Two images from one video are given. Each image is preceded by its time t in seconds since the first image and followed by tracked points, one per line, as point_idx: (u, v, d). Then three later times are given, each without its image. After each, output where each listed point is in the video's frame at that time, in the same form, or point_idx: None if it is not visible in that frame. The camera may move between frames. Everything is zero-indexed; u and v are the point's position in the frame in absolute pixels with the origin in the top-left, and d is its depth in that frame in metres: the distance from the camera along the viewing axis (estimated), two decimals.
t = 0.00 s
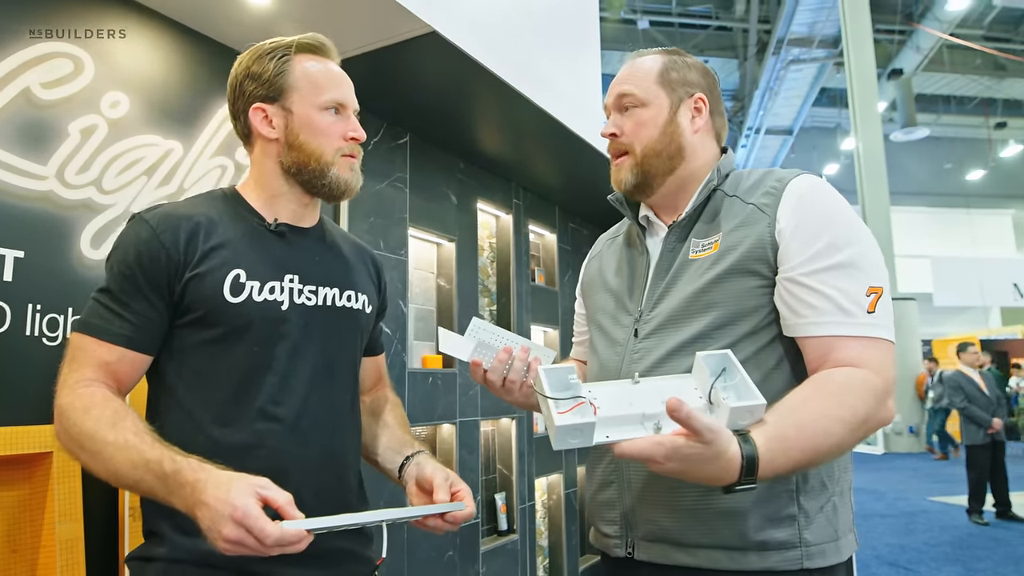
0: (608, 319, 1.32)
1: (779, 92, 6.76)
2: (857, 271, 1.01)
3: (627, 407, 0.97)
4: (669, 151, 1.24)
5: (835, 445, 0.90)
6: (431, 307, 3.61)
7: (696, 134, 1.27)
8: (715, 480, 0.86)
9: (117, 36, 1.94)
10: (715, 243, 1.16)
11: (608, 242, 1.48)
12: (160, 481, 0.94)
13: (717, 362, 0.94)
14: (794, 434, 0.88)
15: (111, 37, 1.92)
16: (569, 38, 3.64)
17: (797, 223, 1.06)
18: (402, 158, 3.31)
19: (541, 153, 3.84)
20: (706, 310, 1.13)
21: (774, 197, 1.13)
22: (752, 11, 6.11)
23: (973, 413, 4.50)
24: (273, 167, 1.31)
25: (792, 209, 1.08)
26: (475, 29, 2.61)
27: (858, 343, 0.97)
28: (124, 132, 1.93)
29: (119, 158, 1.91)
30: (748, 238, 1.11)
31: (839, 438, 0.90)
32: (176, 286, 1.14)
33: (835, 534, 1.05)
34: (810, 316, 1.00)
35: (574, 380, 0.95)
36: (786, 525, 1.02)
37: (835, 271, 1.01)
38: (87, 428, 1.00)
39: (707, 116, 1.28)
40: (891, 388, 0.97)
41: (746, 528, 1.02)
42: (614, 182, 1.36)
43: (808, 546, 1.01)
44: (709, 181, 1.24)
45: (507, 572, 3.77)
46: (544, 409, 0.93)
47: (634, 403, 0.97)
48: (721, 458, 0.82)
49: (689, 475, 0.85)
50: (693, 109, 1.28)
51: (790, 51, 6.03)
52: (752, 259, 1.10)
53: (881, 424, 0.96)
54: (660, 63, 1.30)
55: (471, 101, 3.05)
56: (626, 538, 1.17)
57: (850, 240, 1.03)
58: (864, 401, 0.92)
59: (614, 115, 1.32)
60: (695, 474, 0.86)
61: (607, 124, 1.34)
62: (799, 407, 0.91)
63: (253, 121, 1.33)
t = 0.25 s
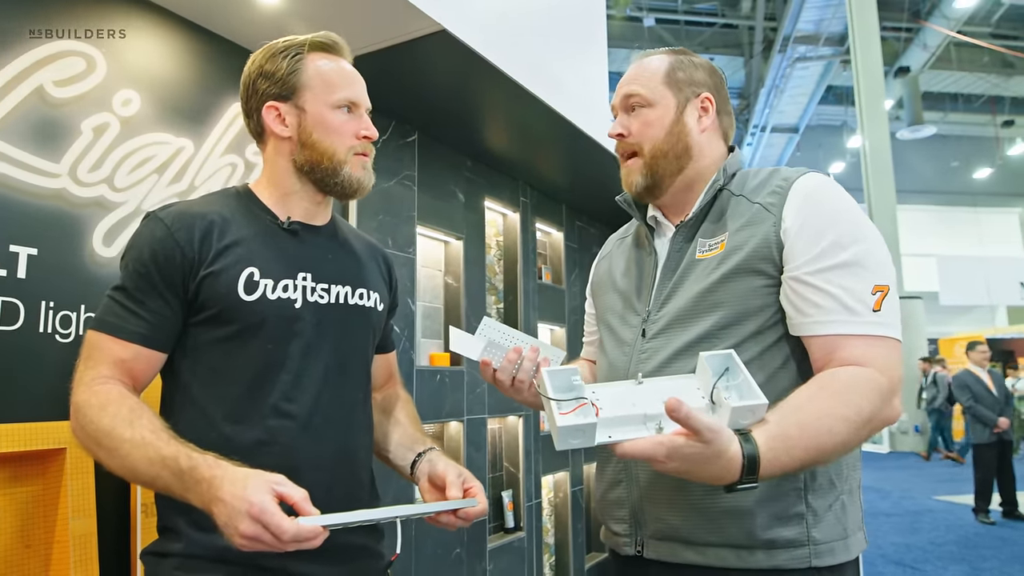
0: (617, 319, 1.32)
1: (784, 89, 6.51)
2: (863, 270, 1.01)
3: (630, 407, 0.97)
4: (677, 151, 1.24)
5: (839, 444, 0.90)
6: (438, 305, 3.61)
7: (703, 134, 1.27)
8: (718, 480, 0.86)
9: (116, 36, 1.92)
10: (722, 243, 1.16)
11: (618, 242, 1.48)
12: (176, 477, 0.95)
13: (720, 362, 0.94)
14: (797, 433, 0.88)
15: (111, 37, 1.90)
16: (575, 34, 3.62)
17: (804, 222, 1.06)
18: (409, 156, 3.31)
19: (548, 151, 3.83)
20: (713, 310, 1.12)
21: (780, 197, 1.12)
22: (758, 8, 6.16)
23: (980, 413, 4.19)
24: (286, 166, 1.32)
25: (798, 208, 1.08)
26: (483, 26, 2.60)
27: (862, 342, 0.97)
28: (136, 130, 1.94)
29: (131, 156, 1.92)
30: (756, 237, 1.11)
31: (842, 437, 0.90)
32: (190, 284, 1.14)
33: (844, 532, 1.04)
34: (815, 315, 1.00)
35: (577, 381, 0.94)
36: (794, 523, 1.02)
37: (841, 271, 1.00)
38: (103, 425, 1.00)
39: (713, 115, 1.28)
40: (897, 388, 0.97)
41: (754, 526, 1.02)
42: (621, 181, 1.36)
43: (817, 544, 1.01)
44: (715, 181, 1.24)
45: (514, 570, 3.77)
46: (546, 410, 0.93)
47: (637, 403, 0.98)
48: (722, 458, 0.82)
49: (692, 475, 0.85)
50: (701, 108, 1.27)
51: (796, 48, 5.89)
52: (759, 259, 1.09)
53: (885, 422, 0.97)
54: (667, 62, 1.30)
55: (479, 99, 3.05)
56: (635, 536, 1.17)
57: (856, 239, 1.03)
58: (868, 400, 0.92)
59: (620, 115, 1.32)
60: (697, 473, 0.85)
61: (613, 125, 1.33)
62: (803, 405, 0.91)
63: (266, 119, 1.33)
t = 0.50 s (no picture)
0: (625, 320, 1.31)
1: (789, 91, 6.54)
2: (874, 273, 1.00)
3: (645, 409, 0.96)
4: (685, 152, 1.24)
5: (851, 446, 0.90)
6: (445, 305, 3.62)
7: (712, 135, 1.26)
8: (733, 481, 0.85)
9: (115, 36, 1.89)
10: (732, 245, 1.15)
11: (624, 243, 1.47)
12: (189, 476, 0.95)
13: (734, 365, 0.94)
14: (810, 435, 0.88)
15: (112, 37, 1.88)
16: (581, 34, 3.62)
17: (815, 224, 1.05)
18: (417, 157, 3.32)
19: (555, 152, 3.83)
20: (724, 311, 1.12)
21: (791, 198, 1.12)
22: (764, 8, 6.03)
23: (987, 414, 4.45)
24: (297, 166, 1.32)
25: (809, 210, 1.07)
26: (491, 26, 2.60)
27: (875, 345, 0.97)
28: (146, 131, 1.95)
29: (140, 156, 1.93)
30: (767, 238, 1.10)
31: (854, 440, 0.90)
32: (202, 285, 1.15)
33: (852, 533, 1.04)
34: (826, 318, 1.00)
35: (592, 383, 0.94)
36: (803, 525, 1.01)
37: (853, 273, 1.00)
38: (117, 424, 1.01)
39: (723, 116, 1.28)
40: (909, 390, 0.97)
41: (764, 528, 1.02)
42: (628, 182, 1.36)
43: (826, 545, 1.01)
44: (725, 182, 1.23)
45: (520, 570, 3.77)
46: (561, 411, 0.93)
47: (651, 405, 0.97)
48: (737, 460, 0.82)
49: (706, 477, 0.85)
50: (709, 109, 1.27)
51: (802, 48, 5.85)
52: (769, 260, 1.09)
53: (897, 424, 0.97)
54: (675, 63, 1.30)
55: (486, 99, 3.04)
56: (643, 537, 1.16)
57: (867, 241, 1.03)
58: (881, 403, 0.91)
59: (628, 116, 1.32)
60: (712, 475, 0.85)
61: (621, 126, 1.33)
62: (816, 408, 0.90)
63: (279, 120, 1.34)
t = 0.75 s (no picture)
0: (624, 320, 1.31)
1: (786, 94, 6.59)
2: (876, 273, 1.01)
3: (654, 411, 0.97)
4: (695, 150, 1.23)
5: (857, 446, 0.90)
6: (443, 305, 3.62)
7: (717, 134, 1.28)
8: (743, 482, 0.86)
9: (113, 36, 1.89)
10: (734, 245, 1.16)
11: (620, 242, 1.47)
12: (192, 475, 0.95)
13: (739, 366, 0.96)
14: (818, 436, 0.88)
15: (111, 37, 1.88)
16: (579, 35, 3.62)
17: (818, 226, 1.06)
18: (415, 157, 3.31)
19: (553, 152, 3.83)
20: (727, 311, 1.12)
21: (793, 200, 1.12)
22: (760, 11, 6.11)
23: (983, 414, 4.28)
24: (299, 165, 1.32)
25: (812, 211, 1.08)
26: (490, 26, 2.60)
27: (878, 346, 0.97)
28: (146, 130, 1.95)
29: (140, 156, 1.93)
30: (769, 239, 1.11)
31: (859, 439, 0.90)
32: (204, 284, 1.15)
33: (851, 531, 1.05)
34: (830, 319, 1.01)
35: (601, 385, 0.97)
36: (806, 523, 1.02)
37: (856, 274, 1.01)
38: (118, 423, 1.00)
39: (726, 117, 1.30)
40: (909, 390, 0.98)
41: (768, 526, 1.02)
42: (629, 179, 1.32)
43: (828, 544, 1.02)
44: (726, 182, 1.24)
45: (518, 571, 3.77)
46: (572, 414, 0.95)
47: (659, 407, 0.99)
48: (746, 461, 0.82)
49: (715, 478, 0.86)
50: (714, 109, 1.28)
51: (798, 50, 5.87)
52: (772, 261, 1.10)
53: (898, 423, 0.98)
54: (680, 61, 1.29)
55: (486, 99, 3.05)
56: (645, 537, 1.16)
57: (869, 243, 1.03)
58: (885, 403, 0.92)
59: (633, 112, 1.28)
60: (721, 476, 0.86)
61: (625, 122, 1.29)
62: (822, 408, 0.91)
63: (281, 119, 1.34)
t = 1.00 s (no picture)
0: (625, 322, 1.28)
1: (783, 93, 6.39)
2: (881, 278, 1.02)
3: (666, 420, 0.96)
4: (711, 148, 1.22)
5: (865, 450, 0.91)
6: (443, 307, 3.62)
7: (726, 137, 1.28)
8: (756, 488, 0.85)
9: (113, 36, 1.88)
10: (742, 248, 1.15)
11: (617, 243, 1.43)
12: (197, 477, 0.94)
13: (749, 372, 0.95)
14: (828, 441, 0.89)
15: (110, 37, 1.87)
16: (578, 36, 3.62)
17: (825, 231, 1.07)
18: (415, 159, 3.31)
19: (553, 154, 3.83)
20: (737, 314, 1.11)
21: (798, 205, 1.13)
22: (757, 12, 6.04)
23: (982, 417, 4.49)
24: (304, 166, 1.32)
25: (818, 216, 1.09)
26: (489, 27, 2.59)
27: (885, 350, 0.98)
28: (147, 131, 1.94)
29: (140, 157, 1.92)
30: (777, 242, 1.11)
31: (867, 443, 0.91)
32: (209, 285, 1.14)
33: (855, 532, 1.07)
34: (837, 323, 1.01)
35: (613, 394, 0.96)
36: (815, 525, 1.03)
37: (862, 279, 1.02)
38: (122, 425, 1.00)
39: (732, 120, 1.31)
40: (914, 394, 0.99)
41: (780, 529, 1.02)
42: (642, 177, 1.27)
43: (837, 545, 1.03)
44: (732, 183, 1.23)
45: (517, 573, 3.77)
46: (586, 424, 0.94)
47: (672, 416, 0.97)
48: (759, 468, 0.82)
49: (729, 485, 0.86)
50: (722, 111, 1.29)
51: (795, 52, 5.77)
52: (782, 264, 1.10)
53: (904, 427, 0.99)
54: (689, 60, 1.29)
55: (486, 101, 3.04)
56: (655, 543, 1.14)
57: (873, 248, 1.05)
58: (891, 407, 0.93)
59: (649, 106, 1.25)
60: (734, 483, 0.85)
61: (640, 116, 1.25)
62: (830, 414, 0.91)
63: (283, 120, 1.33)
